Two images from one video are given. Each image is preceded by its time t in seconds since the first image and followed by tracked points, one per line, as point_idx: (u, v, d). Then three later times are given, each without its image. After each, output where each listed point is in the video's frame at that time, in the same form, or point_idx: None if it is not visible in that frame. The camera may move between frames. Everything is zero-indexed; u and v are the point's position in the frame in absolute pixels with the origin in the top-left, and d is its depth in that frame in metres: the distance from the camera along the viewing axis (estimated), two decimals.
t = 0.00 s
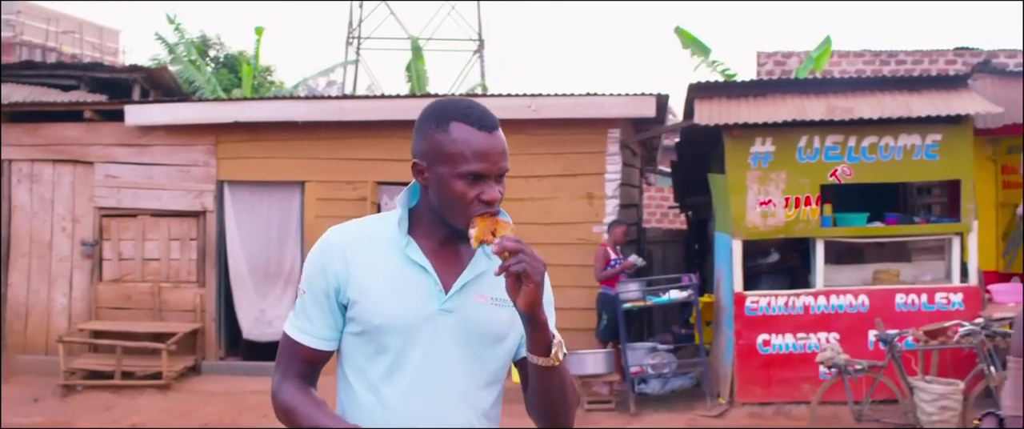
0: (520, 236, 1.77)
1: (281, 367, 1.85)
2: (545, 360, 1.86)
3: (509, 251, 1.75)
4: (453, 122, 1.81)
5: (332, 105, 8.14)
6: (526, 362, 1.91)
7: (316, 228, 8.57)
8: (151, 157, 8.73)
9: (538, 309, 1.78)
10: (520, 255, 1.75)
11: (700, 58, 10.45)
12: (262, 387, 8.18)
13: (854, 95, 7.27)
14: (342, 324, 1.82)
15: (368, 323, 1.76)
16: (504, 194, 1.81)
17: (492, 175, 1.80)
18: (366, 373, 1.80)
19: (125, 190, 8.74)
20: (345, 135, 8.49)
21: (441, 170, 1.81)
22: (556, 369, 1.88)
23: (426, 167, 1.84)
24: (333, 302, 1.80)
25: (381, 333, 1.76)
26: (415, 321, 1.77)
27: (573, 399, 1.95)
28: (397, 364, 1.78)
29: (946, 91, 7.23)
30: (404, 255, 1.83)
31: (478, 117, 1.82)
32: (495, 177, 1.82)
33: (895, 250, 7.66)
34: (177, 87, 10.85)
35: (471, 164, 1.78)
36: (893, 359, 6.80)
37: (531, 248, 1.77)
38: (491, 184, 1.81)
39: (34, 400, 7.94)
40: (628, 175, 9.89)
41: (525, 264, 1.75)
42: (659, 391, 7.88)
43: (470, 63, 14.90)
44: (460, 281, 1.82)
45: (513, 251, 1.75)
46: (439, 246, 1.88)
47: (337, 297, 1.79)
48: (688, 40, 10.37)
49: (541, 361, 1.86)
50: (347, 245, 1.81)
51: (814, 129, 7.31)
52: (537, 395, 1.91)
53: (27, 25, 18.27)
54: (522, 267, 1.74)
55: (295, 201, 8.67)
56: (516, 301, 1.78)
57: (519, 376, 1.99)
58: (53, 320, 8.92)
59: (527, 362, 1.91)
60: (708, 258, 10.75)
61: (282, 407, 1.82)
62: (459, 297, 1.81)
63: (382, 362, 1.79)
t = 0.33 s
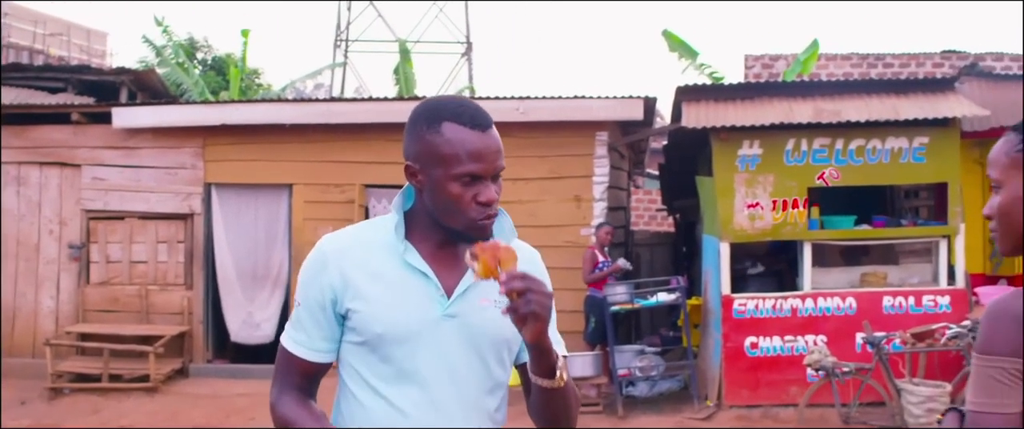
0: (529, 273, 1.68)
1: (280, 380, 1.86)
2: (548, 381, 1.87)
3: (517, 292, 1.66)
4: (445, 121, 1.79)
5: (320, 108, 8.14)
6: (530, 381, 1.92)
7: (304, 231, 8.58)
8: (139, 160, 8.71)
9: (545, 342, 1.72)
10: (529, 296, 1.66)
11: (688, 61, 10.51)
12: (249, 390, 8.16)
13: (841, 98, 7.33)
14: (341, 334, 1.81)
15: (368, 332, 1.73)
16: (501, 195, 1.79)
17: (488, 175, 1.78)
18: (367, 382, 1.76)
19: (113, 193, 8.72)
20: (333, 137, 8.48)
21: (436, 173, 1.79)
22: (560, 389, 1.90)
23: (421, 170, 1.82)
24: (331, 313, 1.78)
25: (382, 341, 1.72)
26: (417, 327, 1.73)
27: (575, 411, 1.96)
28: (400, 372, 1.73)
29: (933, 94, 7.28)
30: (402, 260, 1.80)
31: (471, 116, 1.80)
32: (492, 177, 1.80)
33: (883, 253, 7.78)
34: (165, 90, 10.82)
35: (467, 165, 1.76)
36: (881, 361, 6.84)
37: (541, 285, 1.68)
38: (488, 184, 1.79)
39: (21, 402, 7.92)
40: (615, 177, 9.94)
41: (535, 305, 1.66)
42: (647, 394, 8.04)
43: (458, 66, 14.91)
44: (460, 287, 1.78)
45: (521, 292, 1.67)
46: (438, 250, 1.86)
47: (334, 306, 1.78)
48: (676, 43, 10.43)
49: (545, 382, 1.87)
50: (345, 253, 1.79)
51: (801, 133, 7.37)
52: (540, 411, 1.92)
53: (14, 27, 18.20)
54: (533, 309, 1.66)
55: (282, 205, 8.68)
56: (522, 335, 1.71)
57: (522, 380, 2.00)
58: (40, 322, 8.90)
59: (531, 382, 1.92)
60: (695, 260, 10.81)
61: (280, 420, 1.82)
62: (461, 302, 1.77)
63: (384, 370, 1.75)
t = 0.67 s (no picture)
0: (538, 333, 1.74)
1: (276, 406, 1.87)
2: (555, 416, 1.92)
3: (526, 356, 1.73)
4: (438, 129, 1.81)
5: (308, 114, 8.14)
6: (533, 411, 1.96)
7: (292, 237, 8.58)
8: (126, 165, 8.69)
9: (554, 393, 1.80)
10: (539, 359, 1.73)
11: (675, 66, 10.57)
12: (236, 396, 8.15)
13: (827, 104, 7.40)
14: (339, 354, 1.83)
15: (370, 354, 1.76)
16: (500, 201, 1.81)
17: (486, 183, 1.80)
18: (371, 403, 1.80)
19: (99, 198, 8.70)
20: (320, 143, 8.48)
21: (433, 184, 1.80)
22: (568, 421, 1.94)
23: (418, 182, 1.83)
24: (328, 335, 1.79)
25: (385, 362, 1.76)
26: (420, 347, 1.76)
27: None
28: (404, 392, 1.77)
29: (919, 99, 7.37)
30: (398, 278, 1.81)
31: (465, 122, 1.81)
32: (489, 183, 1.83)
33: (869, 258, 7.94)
34: (152, 96, 10.80)
35: (467, 174, 1.78)
36: (868, 366, 6.87)
37: (548, 344, 1.74)
38: (487, 191, 1.81)
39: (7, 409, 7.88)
40: (603, 183, 9.98)
41: (544, 366, 1.73)
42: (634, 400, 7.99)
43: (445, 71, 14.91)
44: (460, 304, 1.83)
45: (530, 355, 1.73)
46: (436, 265, 1.88)
47: (332, 328, 1.79)
48: (663, 48, 10.49)
49: (552, 418, 1.92)
50: (337, 273, 1.78)
51: (788, 138, 7.41)
52: None
53: None
54: (542, 371, 1.73)
55: (270, 210, 8.66)
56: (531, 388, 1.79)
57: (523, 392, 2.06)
58: (26, 329, 8.85)
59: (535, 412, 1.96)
60: (682, 266, 10.86)
61: None
62: (461, 318, 1.81)
63: (388, 389, 1.79)
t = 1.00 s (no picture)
0: (546, 372, 1.74)
1: None
2: None
3: (535, 398, 1.73)
4: (434, 144, 1.78)
5: (294, 118, 8.14)
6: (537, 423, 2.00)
7: (278, 241, 8.57)
8: (112, 170, 8.67)
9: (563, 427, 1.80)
10: (549, 399, 1.73)
11: (661, 71, 10.63)
12: (223, 401, 8.13)
13: (814, 108, 7.47)
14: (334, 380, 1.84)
15: (368, 382, 1.77)
16: (499, 216, 1.80)
17: (485, 197, 1.78)
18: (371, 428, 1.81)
19: (85, 204, 8.68)
20: (306, 148, 8.48)
21: (432, 201, 1.77)
22: None
23: (413, 199, 1.81)
24: (323, 363, 1.81)
25: (383, 389, 1.77)
26: (418, 371, 1.77)
27: None
28: (406, 418, 1.78)
29: (905, 103, 7.45)
30: (392, 300, 1.81)
31: (459, 136, 1.80)
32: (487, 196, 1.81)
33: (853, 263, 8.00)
34: (138, 101, 10.78)
35: (468, 189, 1.76)
36: (854, 370, 6.93)
37: (556, 381, 1.74)
38: (485, 205, 1.79)
39: None
40: (589, 187, 10.02)
41: (555, 407, 1.73)
42: (622, 404, 8.08)
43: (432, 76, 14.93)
44: (458, 324, 1.82)
45: (540, 397, 1.73)
46: (429, 282, 1.87)
47: (326, 356, 1.80)
48: (649, 53, 10.56)
49: None
50: (329, 299, 1.79)
51: (774, 143, 7.48)
52: None
53: None
54: (552, 411, 1.73)
55: (256, 214, 8.66)
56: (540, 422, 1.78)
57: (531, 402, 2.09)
58: (11, 334, 8.81)
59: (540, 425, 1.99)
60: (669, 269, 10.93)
61: None
62: (461, 338, 1.81)
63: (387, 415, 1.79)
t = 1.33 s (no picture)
0: (558, 386, 1.77)
1: None
2: None
3: (548, 414, 1.74)
4: (432, 140, 1.72)
5: (283, 119, 8.14)
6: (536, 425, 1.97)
7: (268, 242, 8.58)
8: (101, 172, 8.66)
9: None
10: (562, 414, 1.75)
11: (651, 72, 10.69)
12: (213, 402, 8.13)
13: (803, 109, 7.53)
14: (330, 400, 1.74)
15: (372, 398, 1.68)
16: (500, 213, 1.75)
17: (486, 194, 1.73)
18: None
19: (74, 205, 8.67)
20: (296, 150, 8.48)
21: (433, 199, 1.71)
22: None
23: (411, 199, 1.74)
24: (319, 383, 1.70)
25: (388, 404, 1.68)
26: (422, 382, 1.70)
27: None
28: None
29: (893, 104, 7.51)
30: (389, 310, 1.74)
31: (457, 131, 1.74)
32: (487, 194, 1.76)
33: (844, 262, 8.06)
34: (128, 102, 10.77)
35: (470, 187, 1.70)
36: (843, 370, 7.00)
37: (568, 395, 1.77)
38: (486, 203, 1.74)
39: None
40: (579, 188, 10.06)
41: (568, 421, 1.76)
42: (611, 404, 8.13)
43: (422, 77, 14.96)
44: (459, 330, 1.77)
45: (553, 413, 1.74)
46: (424, 286, 1.82)
47: (323, 375, 1.70)
48: (638, 54, 10.61)
49: None
50: (321, 313, 1.69)
51: (764, 144, 7.53)
52: None
53: None
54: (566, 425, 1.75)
55: (246, 215, 8.66)
56: None
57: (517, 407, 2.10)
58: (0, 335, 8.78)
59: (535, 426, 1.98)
60: (659, 269, 10.98)
61: None
62: (463, 344, 1.76)
63: None
